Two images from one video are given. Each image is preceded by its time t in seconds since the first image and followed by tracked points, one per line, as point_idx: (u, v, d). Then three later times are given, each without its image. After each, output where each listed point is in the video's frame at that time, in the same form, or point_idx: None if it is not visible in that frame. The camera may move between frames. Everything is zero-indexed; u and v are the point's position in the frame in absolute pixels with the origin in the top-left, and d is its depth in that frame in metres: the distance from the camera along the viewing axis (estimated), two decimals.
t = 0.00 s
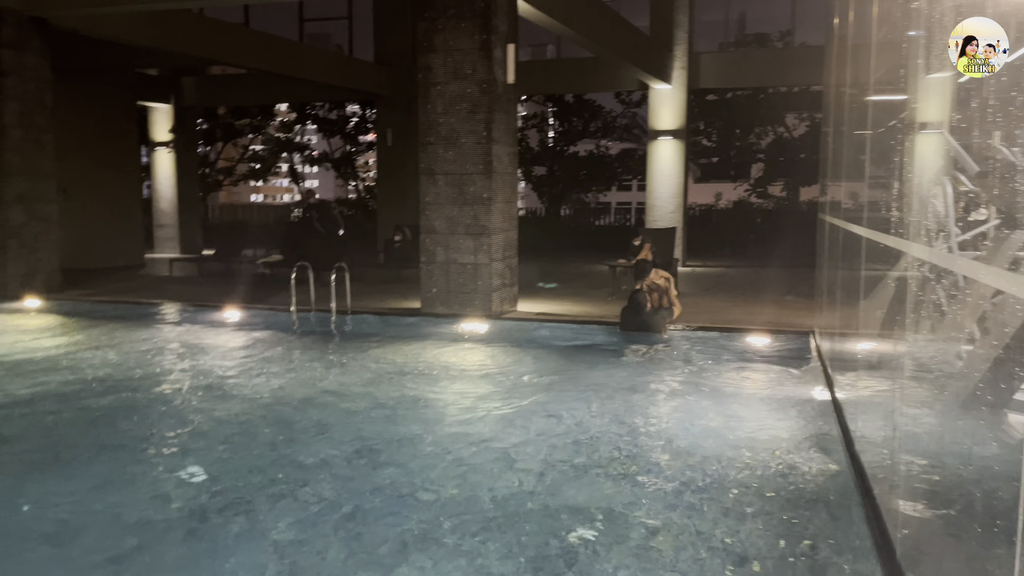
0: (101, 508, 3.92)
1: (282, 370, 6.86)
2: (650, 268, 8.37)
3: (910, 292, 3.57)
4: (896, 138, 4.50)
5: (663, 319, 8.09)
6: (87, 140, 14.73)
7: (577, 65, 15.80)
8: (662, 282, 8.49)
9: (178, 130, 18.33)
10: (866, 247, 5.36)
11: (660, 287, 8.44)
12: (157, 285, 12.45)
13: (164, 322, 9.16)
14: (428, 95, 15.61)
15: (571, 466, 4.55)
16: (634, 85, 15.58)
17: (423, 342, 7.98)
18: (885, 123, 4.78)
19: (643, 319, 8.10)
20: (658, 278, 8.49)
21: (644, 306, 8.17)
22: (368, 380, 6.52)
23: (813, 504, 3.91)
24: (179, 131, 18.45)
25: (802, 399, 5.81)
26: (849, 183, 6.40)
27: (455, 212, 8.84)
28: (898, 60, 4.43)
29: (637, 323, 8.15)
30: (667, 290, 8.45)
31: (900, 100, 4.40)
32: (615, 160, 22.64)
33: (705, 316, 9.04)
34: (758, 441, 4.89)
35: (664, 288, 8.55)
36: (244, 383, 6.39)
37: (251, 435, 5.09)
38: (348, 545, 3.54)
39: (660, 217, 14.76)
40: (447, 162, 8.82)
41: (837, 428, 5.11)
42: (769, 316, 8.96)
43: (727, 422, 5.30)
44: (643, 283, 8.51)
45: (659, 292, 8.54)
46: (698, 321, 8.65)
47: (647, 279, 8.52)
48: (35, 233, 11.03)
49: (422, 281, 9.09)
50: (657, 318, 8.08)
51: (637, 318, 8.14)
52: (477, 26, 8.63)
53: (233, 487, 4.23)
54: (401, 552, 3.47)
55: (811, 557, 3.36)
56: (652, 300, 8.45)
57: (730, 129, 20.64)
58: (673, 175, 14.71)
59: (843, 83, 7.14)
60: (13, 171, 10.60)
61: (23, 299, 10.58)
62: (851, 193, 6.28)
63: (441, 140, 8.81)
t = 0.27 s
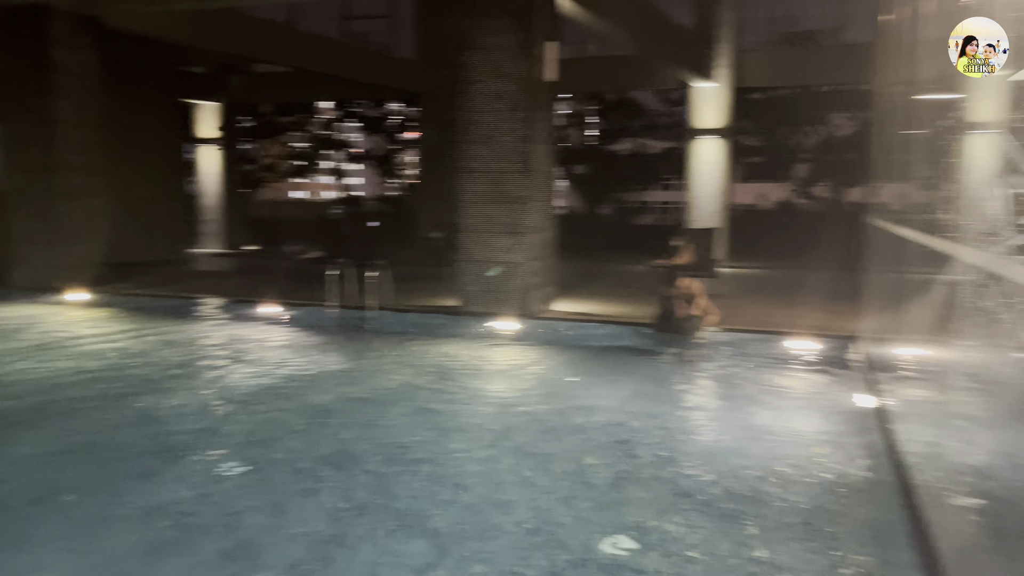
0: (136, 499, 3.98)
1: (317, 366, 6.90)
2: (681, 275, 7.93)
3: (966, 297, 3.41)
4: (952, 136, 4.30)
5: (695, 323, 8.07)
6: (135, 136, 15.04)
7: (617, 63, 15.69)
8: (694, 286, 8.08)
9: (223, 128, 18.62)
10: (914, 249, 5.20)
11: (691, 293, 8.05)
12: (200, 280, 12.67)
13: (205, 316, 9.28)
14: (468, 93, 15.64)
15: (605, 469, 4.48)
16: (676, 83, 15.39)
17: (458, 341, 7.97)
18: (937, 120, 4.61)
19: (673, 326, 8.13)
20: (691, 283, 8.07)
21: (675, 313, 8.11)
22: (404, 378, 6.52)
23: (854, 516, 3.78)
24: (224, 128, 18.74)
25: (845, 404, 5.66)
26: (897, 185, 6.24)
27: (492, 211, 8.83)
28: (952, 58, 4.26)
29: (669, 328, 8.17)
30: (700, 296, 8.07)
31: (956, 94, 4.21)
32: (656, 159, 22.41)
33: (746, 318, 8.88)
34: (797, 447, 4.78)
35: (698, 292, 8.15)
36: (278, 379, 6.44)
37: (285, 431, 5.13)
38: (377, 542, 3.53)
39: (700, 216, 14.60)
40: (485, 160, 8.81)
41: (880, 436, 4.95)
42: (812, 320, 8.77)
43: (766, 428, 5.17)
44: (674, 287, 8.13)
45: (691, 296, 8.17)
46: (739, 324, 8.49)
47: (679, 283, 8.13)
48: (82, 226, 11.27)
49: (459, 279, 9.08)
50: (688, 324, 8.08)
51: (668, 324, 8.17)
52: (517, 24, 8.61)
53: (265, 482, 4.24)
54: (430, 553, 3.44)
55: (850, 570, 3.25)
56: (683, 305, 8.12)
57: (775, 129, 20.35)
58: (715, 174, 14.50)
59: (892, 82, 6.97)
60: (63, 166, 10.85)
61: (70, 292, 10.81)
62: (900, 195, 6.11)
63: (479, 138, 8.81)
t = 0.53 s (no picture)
0: (209, 495, 4.07)
1: (385, 368, 6.98)
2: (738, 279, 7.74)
3: None
4: None
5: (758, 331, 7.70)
6: (217, 140, 15.56)
7: (691, 67, 15.46)
8: (752, 293, 7.85)
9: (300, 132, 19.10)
10: (1005, 263, 4.96)
11: (751, 299, 7.80)
12: (275, 280, 13.00)
13: (279, 316, 9.51)
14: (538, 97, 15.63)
15: (672, 484, 4.38)
16: (752, 88, 15.07)
17: (525, 346, 7.94)
18: None
19: (736, 335, 7.76)
20: (749, 288, 7.84)
21: (735, 320, 7.78)
22: (470, 382, 6.54)
23: (939, 544, 3.59)
24: (302, 132, 19.23)
25: (927, 424, 5.42)
26: (987, 194, 5.97)
27: (561, 216, 8.78)
28: None
29: (731, 336, 7.82)
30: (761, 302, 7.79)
31: None
32: (730, 164, 21.97)
33: (822, 330, 8.61)
34: (875, 469, 4.56)
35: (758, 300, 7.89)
36: (347, 380, 6.53)
37: (352, 432, 5.19)
38: (441, 550, 3.52)
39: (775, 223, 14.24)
40: (555, 165, 8.77)
41: (965, 459, 4.71)
42: (891, 333, 8.46)
43: (842, 447, 4.98)
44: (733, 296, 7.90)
45: (752, 305, 7.89)
46: (814, 335, 8.24)
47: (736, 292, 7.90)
48: (166, 226, 11.69)
49: (526, 284, 9.06)
50: (752, 332, 7.68)
51: (730, 334, 7.80)
52: (590, 29, 8.54)
53: (332, 484, 4.29)
54: (493, 563, 3.42)
55: None
56: (744, 314, 7.83)
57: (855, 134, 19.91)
58: (792, 181, 14.09)
59: (982, 86, 6.69)
60: (150, 168, 11.30)
61: (154, 290, 11.24)
62: (989, 205, 5.84)
63: (550, 143, 8.78)
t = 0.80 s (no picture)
0: (274, 497, 4.15)
1: (450, 376, 7.02)
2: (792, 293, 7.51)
3: None
4: None
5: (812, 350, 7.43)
6: (292, 150, 16.00)
7: (765, 76, 15.16)
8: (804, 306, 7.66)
9: (372, 141, 19.48)
10: None
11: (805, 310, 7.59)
12: (345, 287, 13.26)
13: (347, 322, 9.69)
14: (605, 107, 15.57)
15: (736, 502, 4.27)
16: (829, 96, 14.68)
17: (589, 358, 7.88)
18: None
19: (792, 349, 7.48)
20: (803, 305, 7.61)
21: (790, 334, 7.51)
22: (533, 393, 6.52)
23: None
24: (374, 142, 19.62)
25: (1011, 449, 5.15)
26: None
27: (627, 226, 8.70)
28: None
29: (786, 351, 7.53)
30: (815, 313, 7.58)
31: None
32: (805, 175, 21.40)
33: (900, 347, 8.28)
34: (953, 495, 4.35)
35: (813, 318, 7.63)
36: (412, 388, 6.59)
37: (413, 439, 5.23)
38: (499, 560, 3.51)
39: (851, 236, 13.78)
40: (622, 176, 8.70)
41: None
42: (975, 352, 8.07)
43: (919, 470, 4.77)
44: (787, 312, 7.65)
45: (806, 322, 7.62)
46: (891, 353, 7.93)
47: (790, 308, 7.66)
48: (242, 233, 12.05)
49: (591, 295, 9.00)
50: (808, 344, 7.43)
51: (786, 348, 7.52)
52: (660, 38, 8.47)
53: (393, 490, 4.33)
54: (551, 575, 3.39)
55: None
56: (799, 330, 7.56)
57: (937, 144, 19.22)
58: (869, 192, 13.62)
59: None
60: (227, 177, 11.68)
61: (229, 294, 11.59)
62: None
63: (617, 153, 8.72)
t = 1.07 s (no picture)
0: (336, 503, 4.20)
1: (513, 386, 7.03)
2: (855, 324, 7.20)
3: None
4: None
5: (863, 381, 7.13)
6: (362, 160, 16.33)
7: (840, 85, 14.77)
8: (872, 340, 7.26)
9: (440, 151, 19.73)
10: None
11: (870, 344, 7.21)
12: (410, 295, 13.42)
13: (413, 330, 9.79)
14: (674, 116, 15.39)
15: (805, 524, 4.13)
16: (907, 105, 14.21)
17: (653, 371, 7.77)
18: None
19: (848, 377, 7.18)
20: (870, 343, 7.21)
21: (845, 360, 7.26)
22: (596, 405, 6.47)
23: None
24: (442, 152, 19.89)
25: None
26: None
27: (695, 237, 8.57)
28: None
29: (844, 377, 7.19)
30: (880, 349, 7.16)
31: None
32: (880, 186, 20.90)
33: (982, 367, 7.92)
34: None
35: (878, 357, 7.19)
36: (475, 397, 6.62)
37: (475, 449, 5.23)
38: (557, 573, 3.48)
39: (930, 250, 13.26)
40: (689, 187, 8.59)
41: None
42: None
43: (1001, 498, 4.53)
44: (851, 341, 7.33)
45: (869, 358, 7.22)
46: (972, 372, 7.59)
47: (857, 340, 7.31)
48: (312, 241, 12.32)
49: (656, 307, 8.89)
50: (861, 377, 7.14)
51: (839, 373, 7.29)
52: (731, 47, 8.32)
53: (453, 499, 4.34)
54: None
55: None
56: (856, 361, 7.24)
57: None
58: (950, 206, 13.11)
59: None
60: (299, 186, 11.98)
61: (299, 301, 11.87)
62: None
63: (685, 163, 8.61)
